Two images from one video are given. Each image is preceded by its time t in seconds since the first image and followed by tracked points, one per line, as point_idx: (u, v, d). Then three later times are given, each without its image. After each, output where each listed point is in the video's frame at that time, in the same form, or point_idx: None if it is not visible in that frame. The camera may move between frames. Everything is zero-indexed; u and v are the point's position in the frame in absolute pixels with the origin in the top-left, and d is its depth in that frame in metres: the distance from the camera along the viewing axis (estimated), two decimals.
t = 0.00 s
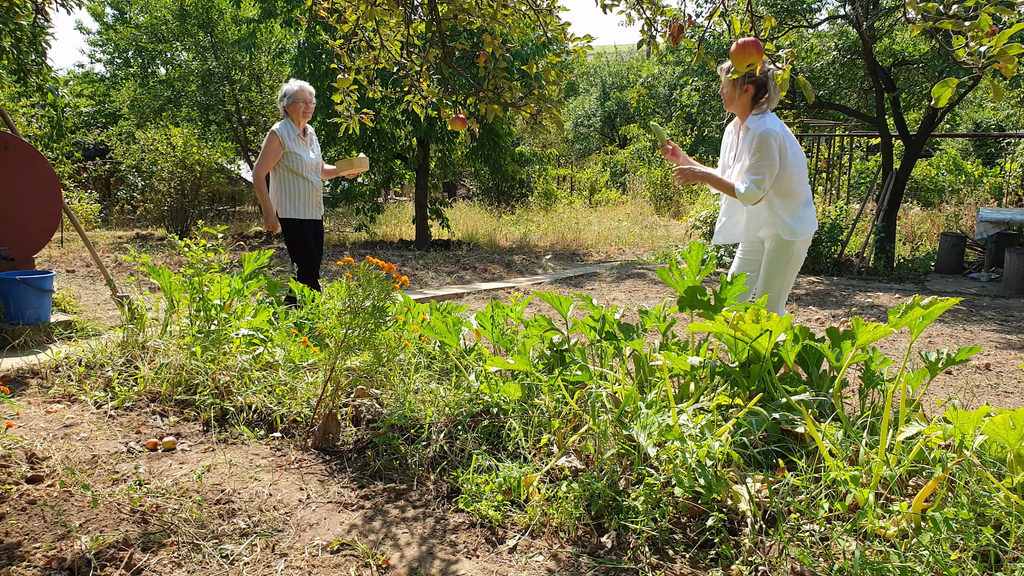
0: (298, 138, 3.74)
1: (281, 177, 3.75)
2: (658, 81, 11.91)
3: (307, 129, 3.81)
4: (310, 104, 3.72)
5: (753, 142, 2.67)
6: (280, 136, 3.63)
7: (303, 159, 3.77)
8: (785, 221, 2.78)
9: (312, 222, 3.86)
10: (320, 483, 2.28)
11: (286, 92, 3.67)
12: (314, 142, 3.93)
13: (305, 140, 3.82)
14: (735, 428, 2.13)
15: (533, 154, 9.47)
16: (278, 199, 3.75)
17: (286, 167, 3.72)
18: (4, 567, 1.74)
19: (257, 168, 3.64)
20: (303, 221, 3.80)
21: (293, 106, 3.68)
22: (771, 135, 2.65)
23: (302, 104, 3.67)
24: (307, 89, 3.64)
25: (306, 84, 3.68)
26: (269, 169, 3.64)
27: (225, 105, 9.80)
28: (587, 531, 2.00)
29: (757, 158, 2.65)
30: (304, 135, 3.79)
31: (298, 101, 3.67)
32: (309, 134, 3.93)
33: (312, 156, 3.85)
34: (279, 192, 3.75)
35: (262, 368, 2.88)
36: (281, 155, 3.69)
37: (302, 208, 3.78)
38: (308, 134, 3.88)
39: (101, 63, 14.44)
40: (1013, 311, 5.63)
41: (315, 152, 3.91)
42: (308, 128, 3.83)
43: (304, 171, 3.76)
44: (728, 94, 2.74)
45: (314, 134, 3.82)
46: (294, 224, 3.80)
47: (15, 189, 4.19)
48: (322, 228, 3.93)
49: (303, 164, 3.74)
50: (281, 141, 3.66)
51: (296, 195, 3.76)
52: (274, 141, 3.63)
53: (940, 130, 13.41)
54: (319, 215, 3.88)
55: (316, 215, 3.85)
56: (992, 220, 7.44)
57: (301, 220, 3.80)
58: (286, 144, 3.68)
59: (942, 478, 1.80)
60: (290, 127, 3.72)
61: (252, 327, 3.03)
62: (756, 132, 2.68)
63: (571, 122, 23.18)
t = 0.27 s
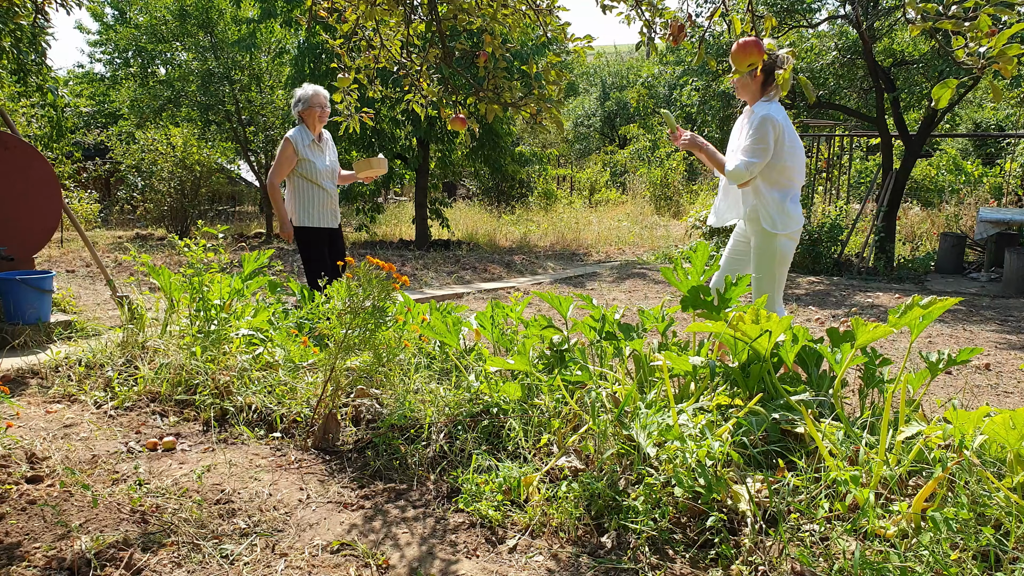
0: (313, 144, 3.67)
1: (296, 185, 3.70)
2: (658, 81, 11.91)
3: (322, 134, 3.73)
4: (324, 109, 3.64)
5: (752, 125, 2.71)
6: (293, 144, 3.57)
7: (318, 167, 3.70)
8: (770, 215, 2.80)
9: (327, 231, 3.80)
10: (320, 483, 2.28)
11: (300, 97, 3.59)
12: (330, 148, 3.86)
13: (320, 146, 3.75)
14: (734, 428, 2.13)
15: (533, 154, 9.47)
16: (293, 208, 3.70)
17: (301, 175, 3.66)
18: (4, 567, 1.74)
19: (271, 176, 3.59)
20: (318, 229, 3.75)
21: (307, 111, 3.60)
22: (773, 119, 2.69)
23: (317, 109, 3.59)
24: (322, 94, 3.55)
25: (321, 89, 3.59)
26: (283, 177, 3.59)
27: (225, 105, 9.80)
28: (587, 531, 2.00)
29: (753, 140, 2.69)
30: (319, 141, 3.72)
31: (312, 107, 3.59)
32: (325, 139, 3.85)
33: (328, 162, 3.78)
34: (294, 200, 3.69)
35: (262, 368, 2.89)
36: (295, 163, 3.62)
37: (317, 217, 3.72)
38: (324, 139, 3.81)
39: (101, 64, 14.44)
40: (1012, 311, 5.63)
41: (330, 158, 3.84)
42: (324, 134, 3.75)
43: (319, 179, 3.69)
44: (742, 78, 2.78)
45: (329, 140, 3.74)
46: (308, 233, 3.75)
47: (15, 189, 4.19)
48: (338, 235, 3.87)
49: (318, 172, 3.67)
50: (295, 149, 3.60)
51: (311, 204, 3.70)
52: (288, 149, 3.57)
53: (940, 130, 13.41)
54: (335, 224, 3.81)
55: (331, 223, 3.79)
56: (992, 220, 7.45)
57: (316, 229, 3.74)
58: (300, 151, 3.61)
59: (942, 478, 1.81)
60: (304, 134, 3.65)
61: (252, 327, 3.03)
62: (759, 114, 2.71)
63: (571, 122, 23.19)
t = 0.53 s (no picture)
0: (332, 145, 3.65)
1: (313, 184, 3.68)
2: (657, 81, 11.92)
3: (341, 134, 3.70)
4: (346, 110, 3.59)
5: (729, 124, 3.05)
6: (314, 143, 3.54)
7: (335, 167, 3.69)
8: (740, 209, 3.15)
9: (343, 232, 3.80)
10: (320, 483, 2.28)
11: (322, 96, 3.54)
12: (349, 147, 3.83)
13: (339, 146, 3.72)
14: (734, 428, 2.13)
15: (533, 154, 9.48)
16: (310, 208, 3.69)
17: (319, 175, 3.65)
18: (4, 567, 1.74)
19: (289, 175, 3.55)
20: (333, 231, 3.75)
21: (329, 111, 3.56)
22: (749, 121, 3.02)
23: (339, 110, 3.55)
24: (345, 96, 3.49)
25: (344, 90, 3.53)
26: (302, 177, 3.56)
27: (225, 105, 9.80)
28: (587, 531, 2.00)
29: (729, 140, 3.03)
30: (339, 141, 3.69)
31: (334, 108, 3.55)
32: (345, 138, 3.82)
33: (346, 162, 3.75)
34: (311, 200, 3.69)
35: (262, 368, 2.89)
36: (314, 163, 3.60)
37: (332, 218, 3.72)
38: (343, 139, 3.77)
39: (100, 64, 14.45)
40: (1012, 311, 5.63)
41: (349, 158, 3.81)
42: (342, 135, 3.72)
43: (336, 180, 3.67)
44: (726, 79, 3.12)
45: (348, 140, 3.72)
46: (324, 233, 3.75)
47: (15, 189, 4.19)
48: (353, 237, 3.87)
49: (335, 173, 3.66)
50: (314, 149, 3.56)
51: (327, 205, 3.69)
52: (308, 149, 3.53)
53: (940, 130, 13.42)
54: (351, 226, 3.81)
55: (347, 226, 3.79)
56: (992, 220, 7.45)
57: (332, 231, 3.74)
58: (320, 152, 3.58)
59: (943, 478, 1.81)
60: (324, 133, 3.61)
61: (251, 327, 3.04)
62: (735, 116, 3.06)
63: (571, 122, 23.20)
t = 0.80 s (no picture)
0: (355, 147, 3.61)
1: (335, 186, 3.65)
2: (657, 81, 11.92)
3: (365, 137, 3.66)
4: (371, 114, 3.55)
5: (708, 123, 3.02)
6: (336, 146, 3.50)
7: (358, 170, 3.65)
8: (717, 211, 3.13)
9: (364, 236, 3.78)
10: (320, 483, 2.28)
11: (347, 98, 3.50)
12: (374, 150, 3.79)
13: (363, 149, 3.68)
14: (734, 428, 2.13)
15: (533, 154, 9.48)
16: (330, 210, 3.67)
17: (341, 177, 3.62)
18: (4, 567, 1.74)
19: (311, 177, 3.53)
20: (354, 234, 3.73)
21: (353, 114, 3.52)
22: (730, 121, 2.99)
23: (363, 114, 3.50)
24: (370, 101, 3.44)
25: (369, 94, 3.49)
26: (323, 180, 3.53)
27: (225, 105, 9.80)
28: (587, 531, 2.00)
29: (710, 140, 3.00)
30: (362, 145, 3.66)
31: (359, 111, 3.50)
32: (370, 141, 3.79)
33: (370, 166, 3.72)
34: (332, 202, 3.66)
35: (262, 368, 2.89)
36: (337, 166, 3.58)
37: (353, 221, 3.70)
38: (369, 141, 3.74)
39: (100, 64, 14.45)
40: (1012, 311, 5.63)
41: (374, 161, 3.78)
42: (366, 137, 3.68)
43: (359, 184, 3.64)
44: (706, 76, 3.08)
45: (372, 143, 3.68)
46: (345, 236, 3.74)
47: (15, 189, 4.19)
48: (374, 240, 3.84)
49: (358, 176, 3.63)
50: (337, 151, 3.53)
51: (349, 209, 3.67)
52: (330, 152, 3.51)
53: (940, 130, 13.41)
54: (372, 230, 3.78)
55: (368, 230, 3.76)
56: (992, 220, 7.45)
57: (352, 234, 3.72)
58: (342, 155, 3.56)
59: (942, 478, 1.81)
60: (347, 135, 3.58)
61: (252, 327, 3.04)
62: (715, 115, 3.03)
63: (571, 122, 23.20)
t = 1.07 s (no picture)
0: (368, 146, 3.60)
1: (348, 185, 3.64)
2: (657, 81, 11.92)
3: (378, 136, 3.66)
4: (383, 112, 3.53)
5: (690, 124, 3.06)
6: (348, 144, 3.50)
7: (371, 169, 3.64)
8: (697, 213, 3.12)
9: (377, 235, 3.75)
10: (320, 483, 2.29)
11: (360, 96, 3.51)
12: (388, 149, 3.78)
13: (376, 148, 3.67)
14: (734, 428, 2.13)
15: (533, 154, 9.48)
16: (343, 208, 3.66)
17: (353, 175, 3.61)
18: (4, 567, 1.74)
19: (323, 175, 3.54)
20: (367, 233, 3.71)
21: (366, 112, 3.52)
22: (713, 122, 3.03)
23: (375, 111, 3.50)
24: (381, 98, 3.43)
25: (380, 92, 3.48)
26: (335, 177, 3.53)
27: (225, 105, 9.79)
28: (588, 531, 2.00)
29: (692, 139, 3.03)
30: (375, 143, 3.64)
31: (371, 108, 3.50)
32: (384, 139, 3.77)
33: (383, 164, 3.70)
34: (345, 201, 3.65)
35: (262, 368, 2.89)
36: (349, 163, 3.57)
37: (366, 220, 3.67)
38: (382, 140, 3.72)
39: (100, 64, 14.45)
40: (1012, 311, 5.63)
41: (388, 160, 3.76)
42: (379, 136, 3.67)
43: (371, 182, 3.62)
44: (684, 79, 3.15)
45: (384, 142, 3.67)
46: (358, 235, 3.72)
47: (15, 189, 4.19)
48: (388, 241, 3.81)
49: (370, 174, 3.61)
50: (349, 149, 3.53)
51: (361, 207, 3.65)
52: (341, 150, 3.51)
53: (941, 129, 13.41)
54: (385, 229, 3.75)
55: (382, 228, 3.73)
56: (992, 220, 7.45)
57: (366, 233, 3.70)
58: (354, 153, 3.55)
59: (942, 478, 1.81)
60: (360, 133, 3.58)
61: (252, 327, 3.04)
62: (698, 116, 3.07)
63: (571, 122, 23.20)
